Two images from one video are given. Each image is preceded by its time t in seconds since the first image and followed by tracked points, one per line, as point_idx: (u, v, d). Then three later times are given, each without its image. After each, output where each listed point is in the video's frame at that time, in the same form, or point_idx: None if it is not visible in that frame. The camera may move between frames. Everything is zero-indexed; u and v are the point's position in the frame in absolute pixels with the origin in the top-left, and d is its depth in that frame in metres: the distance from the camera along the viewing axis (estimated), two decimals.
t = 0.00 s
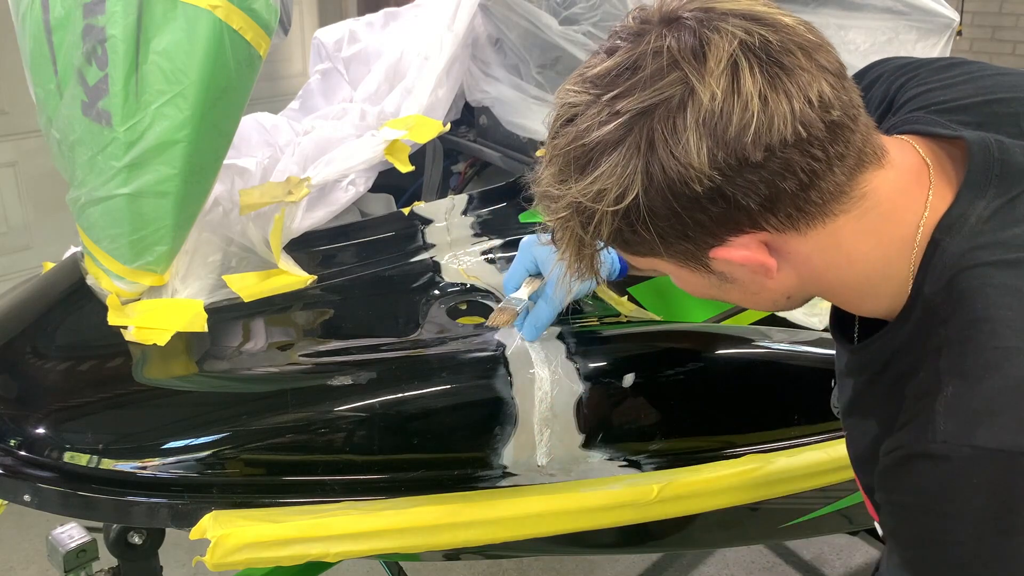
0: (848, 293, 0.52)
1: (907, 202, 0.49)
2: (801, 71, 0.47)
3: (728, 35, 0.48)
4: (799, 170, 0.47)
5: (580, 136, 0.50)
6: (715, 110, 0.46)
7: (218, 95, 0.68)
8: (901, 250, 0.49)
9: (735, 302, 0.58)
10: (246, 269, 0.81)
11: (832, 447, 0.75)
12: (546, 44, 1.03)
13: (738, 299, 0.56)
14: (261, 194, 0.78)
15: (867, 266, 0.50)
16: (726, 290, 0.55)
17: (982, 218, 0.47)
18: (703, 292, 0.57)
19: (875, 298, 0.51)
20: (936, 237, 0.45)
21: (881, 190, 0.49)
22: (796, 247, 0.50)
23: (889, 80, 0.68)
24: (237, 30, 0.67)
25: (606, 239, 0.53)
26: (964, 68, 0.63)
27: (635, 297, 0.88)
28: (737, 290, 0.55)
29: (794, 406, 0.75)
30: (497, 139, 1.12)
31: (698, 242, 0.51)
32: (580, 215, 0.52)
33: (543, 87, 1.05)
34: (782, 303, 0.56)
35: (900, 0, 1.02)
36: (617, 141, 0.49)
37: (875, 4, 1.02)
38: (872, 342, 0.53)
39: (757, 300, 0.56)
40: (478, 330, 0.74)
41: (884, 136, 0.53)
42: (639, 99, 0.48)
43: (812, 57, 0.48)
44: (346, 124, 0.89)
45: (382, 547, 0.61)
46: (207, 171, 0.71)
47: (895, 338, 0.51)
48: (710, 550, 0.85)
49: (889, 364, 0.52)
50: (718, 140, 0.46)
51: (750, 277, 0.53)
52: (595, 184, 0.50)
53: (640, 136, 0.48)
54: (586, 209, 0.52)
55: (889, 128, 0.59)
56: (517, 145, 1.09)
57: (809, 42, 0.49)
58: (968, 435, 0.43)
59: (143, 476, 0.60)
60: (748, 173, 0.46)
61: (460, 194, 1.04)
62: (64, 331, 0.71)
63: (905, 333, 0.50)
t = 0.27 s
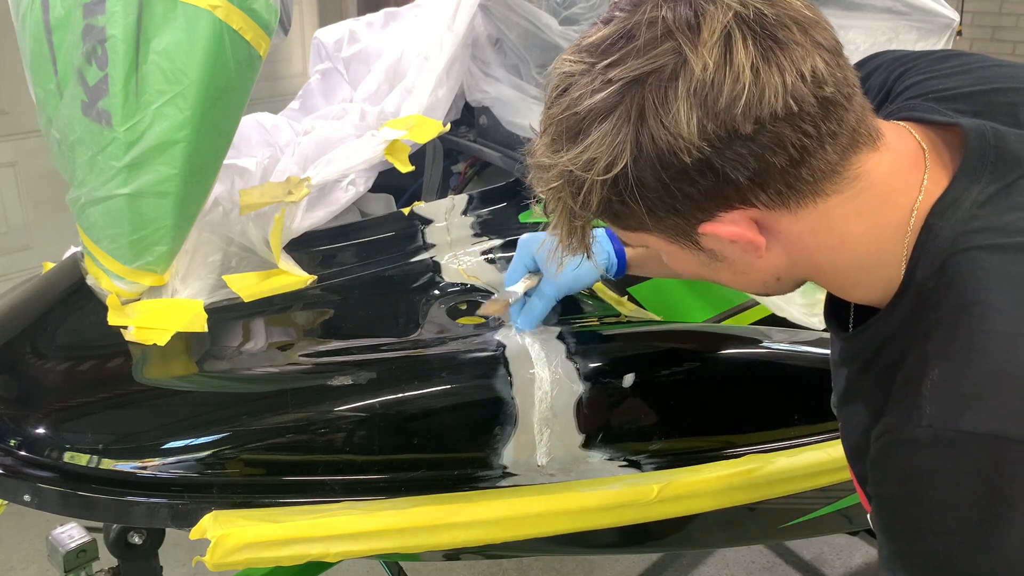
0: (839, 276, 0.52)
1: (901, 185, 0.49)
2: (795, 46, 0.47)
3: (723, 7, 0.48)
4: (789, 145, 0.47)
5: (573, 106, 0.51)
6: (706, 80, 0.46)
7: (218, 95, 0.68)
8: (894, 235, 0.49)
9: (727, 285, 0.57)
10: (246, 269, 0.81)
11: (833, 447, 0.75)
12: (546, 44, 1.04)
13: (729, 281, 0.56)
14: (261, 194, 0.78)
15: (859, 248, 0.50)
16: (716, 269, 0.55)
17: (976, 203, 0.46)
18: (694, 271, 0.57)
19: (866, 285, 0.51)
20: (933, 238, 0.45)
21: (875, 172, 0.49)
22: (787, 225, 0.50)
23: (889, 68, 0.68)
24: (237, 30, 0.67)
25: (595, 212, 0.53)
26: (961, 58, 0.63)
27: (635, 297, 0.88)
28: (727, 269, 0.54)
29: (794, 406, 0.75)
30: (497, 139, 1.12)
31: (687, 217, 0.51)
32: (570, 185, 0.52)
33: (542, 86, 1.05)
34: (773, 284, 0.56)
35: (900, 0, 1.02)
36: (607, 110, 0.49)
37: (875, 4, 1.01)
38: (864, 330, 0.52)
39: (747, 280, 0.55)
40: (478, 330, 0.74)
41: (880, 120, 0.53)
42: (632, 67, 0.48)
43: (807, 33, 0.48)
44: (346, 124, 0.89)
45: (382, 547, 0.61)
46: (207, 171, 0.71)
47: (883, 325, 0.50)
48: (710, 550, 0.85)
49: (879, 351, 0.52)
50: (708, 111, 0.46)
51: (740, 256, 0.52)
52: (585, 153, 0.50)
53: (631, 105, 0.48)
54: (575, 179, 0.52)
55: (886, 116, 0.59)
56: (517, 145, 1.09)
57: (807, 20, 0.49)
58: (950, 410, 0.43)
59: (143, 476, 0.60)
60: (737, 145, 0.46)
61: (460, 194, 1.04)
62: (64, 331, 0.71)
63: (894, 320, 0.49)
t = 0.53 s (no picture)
0: (839, 260, 0.52)
1: (904, 170, 0.49)
2: (798, 24, 0.47)
3: None
4: (787, 124, 0.47)
5: (572, 82, 0.51)
6: (705, 56, 0.46)
7: (218, 95, 0.68)
8: (894, 220, 0.49)
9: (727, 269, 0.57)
10: (246, 269, 0.81)
11: (833, 448, 0.75)
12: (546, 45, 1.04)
13: (729, 265, 0.56)
14: (261, 194, 0.78)
15: (859, 232, 0.50)
16: (714, 252, 0.55)
17: (983, 190, 0.46)
18: (693, 254, 0.57)
19: (867, 270, 0.51)
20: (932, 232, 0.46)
21: (876, 157, 0.49)
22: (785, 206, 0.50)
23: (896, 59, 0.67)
24: (237, 30, 0.67)
25: (592, 190, 0.54)
26: (970, 51, 0.63)
27: (634, 297, 0.88)
28: (725, 253, 0.54)
29: (794, 406, 0.75)
30: (497, 139, 1.12)
31: (684, 196, 0.51)
32: (567, 162, 0.53)
33: (542, 86, 1.05)
34: (772, 271, 0.55)
35: None
36: (605, 85, 0.49)
37: (876, 5, 1.01)
38: (867, 322, 0.52)
39: (745, 266, 0.55)
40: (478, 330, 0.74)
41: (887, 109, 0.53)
42: (630, 42, 0.48)
43: (811, 12, 0.48)
44: (346, 124, 0.89)
45: (381, 547, 0.61)
46: (207, 171, 0.71)
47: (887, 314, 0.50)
48: (710, 550, 0.85)
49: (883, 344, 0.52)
50: (705, 88, 0.46)
51: (738, 239, 0.52)
52: (582, 128, 0.50)
53: (629, 81, 0.48)
54: (572, 156, 0.52)
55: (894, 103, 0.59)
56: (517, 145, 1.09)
57: None
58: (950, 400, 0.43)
59: (143, 476, 0.60)
60: (735, 124, 0.46)
61: (460, 194, 1.04)
62: (64, 331, 0.71)
63: (898, 310, 0.49)
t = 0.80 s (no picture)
0: (828, 228, 0.51)
1: (896, 137, 0.48)
2: None
3: None
4: (774, 81, 0.46)
5: (563, 39, 0.51)
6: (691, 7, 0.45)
7: (218, 96, 0.68)
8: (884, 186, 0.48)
9: (718, 240, 0.56)
10: (246, 269, 0.81)
11: (833, 448, 0.75)
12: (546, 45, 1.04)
13: (718, 234, 0.55)
14: (261, 194, 0.78)
15: (847, 198, 0.49)
16: (703, 218, 0.54)
17: (979, 160, 0.45)
18: (682, 223, 0.56)
19: (858, 239, 0.50)
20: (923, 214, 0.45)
21: (868, 122, 0.48)
22: (772, 169, 0.49)
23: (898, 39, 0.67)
24: (237, 30, 0.67)
25: (579, 150, 0.53)
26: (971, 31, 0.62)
27: (634, 297, 0.88)
28: (713, 219, 0.54)
29: (794, 406, 0.75)
30: (498, 139, 1.12)
31: (670, 156, 0.50)
32: (555, 120, 0.53)
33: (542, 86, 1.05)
34: (762, 241, 0.55)
35: None
36: (594, 39, 0.49)
37: (876, 5, 1.00)
38: (856, 296, 0.52)
39: (735, 234, 0.54)
40: (478, 329, 0.74)
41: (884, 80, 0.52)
42: None
43: None
44: (346, 124, 0.90)
45: (381, 547, 0.61)
46: (207, 171, 0.71)
47: (874, 286, 0.50)
48: (710, 549, 0.85)
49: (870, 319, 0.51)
50: (691, 41, 0.46)
51: (726, 203, 0.52)
52: (569, 83, 0.50)
53: (616, 34, 0.48)
54: (560, 113, 0.52)
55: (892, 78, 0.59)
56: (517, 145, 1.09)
57: None
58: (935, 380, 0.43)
59: (142, 476, 0.60)
60: (720, 78, 0.46)
61: (460, 194, 1.04)
62: (64, 331, 0.71)
63: (886, 285, 0.49)
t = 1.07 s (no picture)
0: (820, 214, 0.50)
1: (890, 120, 0.48)
2: None
3: None
4: (766, 60, 0.46)
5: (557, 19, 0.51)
6: None
7: (218, 95, 0.68)
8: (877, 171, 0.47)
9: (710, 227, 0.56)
10: (246, 269, 0.81)
11: (833, 448, 0.75)
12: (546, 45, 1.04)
13: (709, 220, 0.55)
14: (261, 194, 0.78)
15: (839, 182, 0.48)
16: (694, 203, 0.54)
17: (975, 146, 0.44)
18: (673, 209, 0.56)
19: (850, 226, 0.49)
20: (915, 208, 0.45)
21: (862, 105, 0.48)
22: (764, 151, 0.48)
23: (893, 32, 0.67)
24: (237, 30, 0.67)
25: (572, 131, 0.53)
26: (966, 24, 0.62)
27: (634, 297, 0.88)
28: (705, 204, 0.53)
29: (794, 406, 0.75)
30: (498, 139, 1.12)
31: (661, 137, 0.50)
32: (546, 99, 0.52)
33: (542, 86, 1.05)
34: (754, 227, 0.54)
35: None
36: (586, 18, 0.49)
37: (876, 4, 0.99)
38: (848, 287, 0.51)
39: (726, 220, 0.54)
40: (478, 330, 0.74)
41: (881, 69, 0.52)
42: None
43: None
44: (346, 124, 0.90)
45: (381, 547, 0.61)
46: (207, 171, 0.71)
47: (868, 277, 0.49)
48: (710, 549, 0.85)
49: (864, 311, 0.50)
50: (683, 19, 0.46)
51: (717, 186, 0.51)
52: (561, 61, 0.50)
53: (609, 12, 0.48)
54: (551, 93, 0.52)
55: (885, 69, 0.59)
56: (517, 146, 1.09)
57: None
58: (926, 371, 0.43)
59: (143, 476, 0.60)
60: (712, 57, 0.46)
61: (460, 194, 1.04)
62: (64, 331, 0.71)
63: (878, 276, 0.48)
